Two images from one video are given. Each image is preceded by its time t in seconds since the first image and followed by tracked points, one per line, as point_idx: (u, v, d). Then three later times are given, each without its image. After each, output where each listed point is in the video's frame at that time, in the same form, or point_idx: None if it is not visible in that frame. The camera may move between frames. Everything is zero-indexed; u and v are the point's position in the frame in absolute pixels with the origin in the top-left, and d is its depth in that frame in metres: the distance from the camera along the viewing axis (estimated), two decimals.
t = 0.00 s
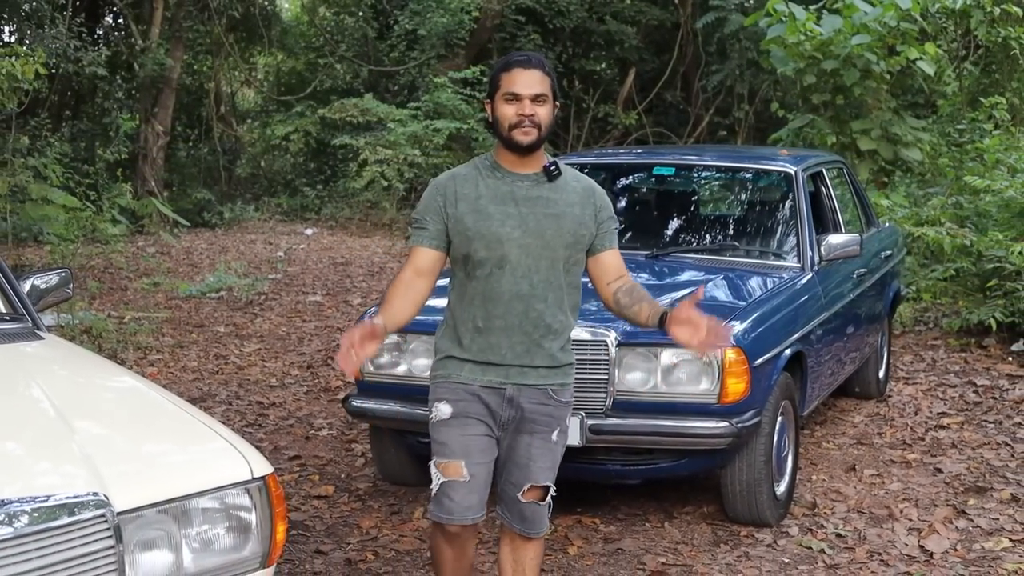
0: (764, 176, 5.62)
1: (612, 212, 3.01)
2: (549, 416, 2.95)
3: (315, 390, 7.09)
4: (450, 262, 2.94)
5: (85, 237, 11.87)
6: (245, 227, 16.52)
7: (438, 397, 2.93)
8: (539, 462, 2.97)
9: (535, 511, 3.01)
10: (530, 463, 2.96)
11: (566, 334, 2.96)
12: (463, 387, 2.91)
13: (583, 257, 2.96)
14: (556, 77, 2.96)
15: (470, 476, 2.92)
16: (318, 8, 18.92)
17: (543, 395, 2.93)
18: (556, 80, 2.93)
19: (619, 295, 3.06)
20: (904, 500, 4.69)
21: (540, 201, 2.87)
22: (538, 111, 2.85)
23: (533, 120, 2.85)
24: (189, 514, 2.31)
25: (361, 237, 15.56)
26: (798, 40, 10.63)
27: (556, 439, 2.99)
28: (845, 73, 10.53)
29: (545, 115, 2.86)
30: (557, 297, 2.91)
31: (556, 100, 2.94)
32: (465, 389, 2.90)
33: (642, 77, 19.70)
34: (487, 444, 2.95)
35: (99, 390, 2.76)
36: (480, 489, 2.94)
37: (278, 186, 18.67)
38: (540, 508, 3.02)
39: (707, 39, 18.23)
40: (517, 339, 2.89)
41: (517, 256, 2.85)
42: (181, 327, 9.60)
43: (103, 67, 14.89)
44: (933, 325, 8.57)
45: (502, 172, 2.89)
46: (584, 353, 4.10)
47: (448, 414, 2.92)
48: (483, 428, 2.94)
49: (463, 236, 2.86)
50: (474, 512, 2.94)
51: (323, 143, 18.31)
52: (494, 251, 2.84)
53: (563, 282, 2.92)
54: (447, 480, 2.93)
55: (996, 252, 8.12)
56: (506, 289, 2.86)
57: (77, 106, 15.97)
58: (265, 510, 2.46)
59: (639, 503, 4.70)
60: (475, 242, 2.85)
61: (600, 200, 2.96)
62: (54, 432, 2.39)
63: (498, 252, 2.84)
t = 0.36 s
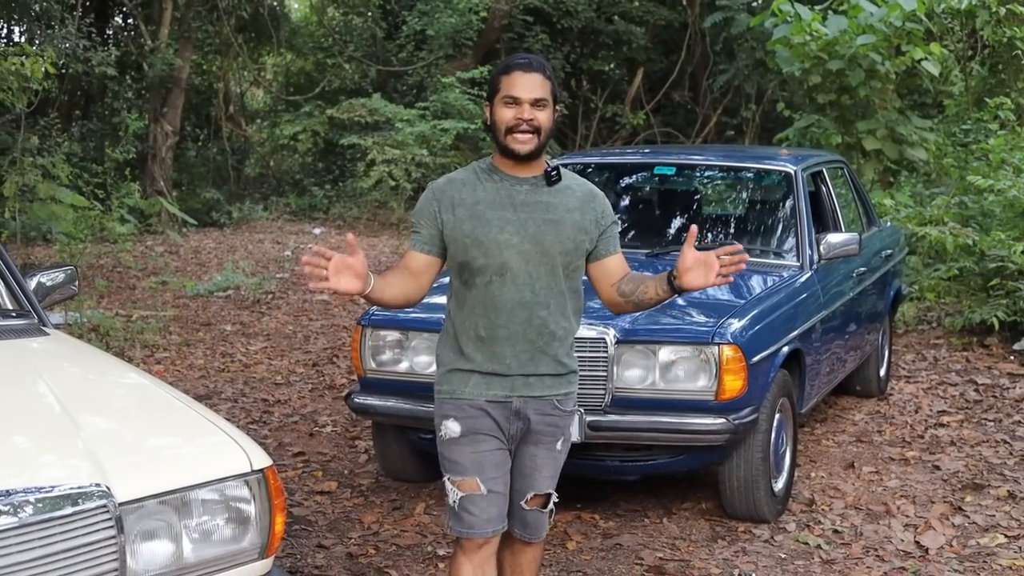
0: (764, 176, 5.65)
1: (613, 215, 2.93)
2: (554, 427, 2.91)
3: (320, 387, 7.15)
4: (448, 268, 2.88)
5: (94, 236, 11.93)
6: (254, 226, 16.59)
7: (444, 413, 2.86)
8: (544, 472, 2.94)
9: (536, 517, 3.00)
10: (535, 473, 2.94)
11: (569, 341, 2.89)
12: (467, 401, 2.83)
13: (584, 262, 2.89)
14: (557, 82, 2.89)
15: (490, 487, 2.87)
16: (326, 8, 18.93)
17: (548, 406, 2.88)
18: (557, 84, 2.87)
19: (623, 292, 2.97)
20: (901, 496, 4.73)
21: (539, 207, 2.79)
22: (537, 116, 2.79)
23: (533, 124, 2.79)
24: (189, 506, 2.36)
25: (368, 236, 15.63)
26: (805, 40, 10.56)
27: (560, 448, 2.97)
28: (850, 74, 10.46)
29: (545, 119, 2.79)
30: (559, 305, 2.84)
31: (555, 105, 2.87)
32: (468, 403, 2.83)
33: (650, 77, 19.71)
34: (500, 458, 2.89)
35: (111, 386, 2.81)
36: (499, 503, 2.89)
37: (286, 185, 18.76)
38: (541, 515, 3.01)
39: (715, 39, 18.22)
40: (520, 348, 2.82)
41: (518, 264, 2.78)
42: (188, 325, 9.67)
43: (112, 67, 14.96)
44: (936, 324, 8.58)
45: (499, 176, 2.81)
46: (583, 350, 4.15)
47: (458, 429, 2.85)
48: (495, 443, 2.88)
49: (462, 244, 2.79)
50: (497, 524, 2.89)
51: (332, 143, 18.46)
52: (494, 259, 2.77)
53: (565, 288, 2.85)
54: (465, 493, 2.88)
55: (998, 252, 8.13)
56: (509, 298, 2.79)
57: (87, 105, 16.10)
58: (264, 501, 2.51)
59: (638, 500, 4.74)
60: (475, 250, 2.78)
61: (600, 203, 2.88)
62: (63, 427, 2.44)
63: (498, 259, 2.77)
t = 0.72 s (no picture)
0: (764, 175, 5.68)
1: (592, 211, 2.85)
2: (547, 433, 2.78)
3: (326, 385, 7.22)
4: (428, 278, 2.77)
5: (103, 234, 12.02)
6: (263, 225, 16.67)
7: (427, 428, 2.77)
8: (544, 484, 2.78)
9: (545, 534, 2.82)
10: (535, 487, 2.78)
11: (555, 344, 2.78)
12: (449, 414, 2.73)
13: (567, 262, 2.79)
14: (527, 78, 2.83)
15: (465, 509, 2.76)
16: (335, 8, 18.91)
17: (537, 412, 2.76)
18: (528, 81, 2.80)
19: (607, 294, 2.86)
20: (900, 494, 4.75)
21: (519, 207, 2.71)
22: (514, 112, 2.71)
23: (509, 121, 2.71)
24: (189, 499, 2.41)
25: (377, 236, 15.72)
26: (811, 40, 10.53)
27: (557, 457, 2.81)
28: (856, 74, 10.47)
29: (520, 116, 2.72)
30: (543, 307, 2.74)
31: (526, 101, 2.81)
32: (452, 415, 2.73)
33: (659, 76, 19.72)
34: (484, 472, 2.78)
35: (122, 383, 2.84)
36: (481, 520, 2.78)
37: (296, 184, 18.86)
38: (551, 530, 2.82)
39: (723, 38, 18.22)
40: (504, 354, 2.72)
41: (499, 267, 2.68)
42: (197, 323, 9.75)
43: (123, 67, 15.05)
44: (940, 323, 8.60)
45: (475, 180, 2.73)
46: (583, 348, 4.20)
47: (441, 445, 2.75)
48: (479, 457, 2.76)
49: (440, 251, 2.69)
50: (478, 542, 2.78)
51: (342, 144, 18.74)
52: (474, 263, 2.67)
53: (550, 289, 2.75)
54: (445, 514, 2.77)
55: (1002, 252, 8.16)
56: (490, 303, 2.69)
57: (98, 105, 16.25)
58: (262, 494, 2.56)
59: (638, 496, 4.79)
60: (454, 256, 2.68)
61: (579, 200, 2.80)
62: (71, 422, 2.49)
63: (479, 264, 2.67)
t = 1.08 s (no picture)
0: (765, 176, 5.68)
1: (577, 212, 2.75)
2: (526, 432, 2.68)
3: (330, 383, 7.28)
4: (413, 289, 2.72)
5: (111, 233, 12.08)
6: (273, 224, 16.74)
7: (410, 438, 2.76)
8: (524, 482, 2.68)
9: (532, 539, 2.68)
10: (514, 487, 2.68)
11: (535, 350, 2.70)
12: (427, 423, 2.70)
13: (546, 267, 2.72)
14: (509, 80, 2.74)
15: (449, 515, 2.77)
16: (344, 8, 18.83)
17: (514, 413, 2.67)
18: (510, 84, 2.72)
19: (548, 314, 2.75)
20: (898, 492, 4.78)
21: (498, 211, 2.64)
22: (491, 116, 2.64)
23: (486, 126, 2.64)
24: (187, 493, 2.45)
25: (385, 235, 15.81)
26: (818, 40, 10.35)
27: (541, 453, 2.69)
28: (863, 74, 10.29)
29: (498, 122, 2.65)
30: (521, 313, 2.67)
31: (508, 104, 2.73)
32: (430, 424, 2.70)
33: (668, 76, 19.69)
34: (467, 479, 2.75)
35: (130, 381, 2.85)
36: (466, 522, 2.79)
37: (305, 184, 18.89)
38: (538, 534, 2.69)
39: (732, 38, 18.20)
40: (481, 361, 2.66)
41: (477, 274, 2.62)
42: (204, 322, 9.81)
43: (133, 67, 15.14)
44: (944, 323, 8.60)
45: (452, 186, 2.66)
46: (583, 347, 4.23)
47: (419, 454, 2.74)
48: (459, 464, 2.74)
49: (419, 259, 2.64)
50: (467, 545, 2.80)
51: (351, 143, 18.41)
52: (453, 270, 2.62)
53: (529, 295, 2.69)
54: (431, 520, 2.80)
55: (1005, 251, 8.16)
56: (466, 310, 2.64)
57: (109, 104, 16.40)
58: (260, 488, 2.60)
59: (637, 494, 4.82)
60: (430, 263, 2.63)
61: (560, 201, 2.71)
62: (77, 418, 2.52)
63: (457, 271, 2.62)
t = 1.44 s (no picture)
0: (767, 175, 5.68)
1: (583, 233, 2.69)
2: (508, 459, 2.65)
3: (335, 381, 7.32)
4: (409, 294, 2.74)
5: (119, 232, 12.12)
6: (282, 223, 16.79)
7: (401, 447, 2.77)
8: (500, 510, 2.66)
9: (498, 564, 2.66)
10: (493, 511, 2.67)
11: (527, 371, 2.66)
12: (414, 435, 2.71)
13: (544, 286, 2.67)
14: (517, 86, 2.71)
15: (435, 524, 2.77)
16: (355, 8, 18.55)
17: (496, 437, 2.64)
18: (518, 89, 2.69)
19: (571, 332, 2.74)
20: (896, 490, 4.79)
21: (496, 224, 2.62)
22: (497, 123, 2.61)
23: (491, 133, 2.61)
24: (181, 488, 2.48)
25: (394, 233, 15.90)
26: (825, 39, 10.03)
27: (522, 483, 2.68)
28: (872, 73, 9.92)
29: (505, 129, 2.62)
30: (512, 332, 2.64)
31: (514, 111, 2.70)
32: (414, 438, 2.71)
33: (677, 75, 19.65)
34: (452, 494, 2.74)
35: (129, 378, 2.88)
36: (450, 534, 2.79)
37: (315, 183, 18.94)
38: (505, 562, 2.67)
39: (740, 37, 18.16)
40: (469, 378, 2.64)
41: (469, 289, 2.61)
42: (212, 321, 9.86)
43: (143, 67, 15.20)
44: (949, 322, 8.60)
45: (454, 196, 2.65)
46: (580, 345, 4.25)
47: (409, 463, 2.75)
48: (443, 480, 2.73)
49: (414, 268, 2.65)
50: (448, 557, 2.81)
51: (361, 142, 18.50)
52: (445, 283, 2.62)
53: (524, 314, 2.65)
54: (419, 526, 2.81)
55: (1009, 250, 8.15)
56: (455, 325, 2.63)
57: (120, 104, 16.41)
58: (253, 484, 2.63)
59: (636, 492, 4.84)
60: (423, 274, 2.63)
61: (565, 220, 2.66)
62: (80, 414, 2.55)
63: (449, 284, 2.62)
